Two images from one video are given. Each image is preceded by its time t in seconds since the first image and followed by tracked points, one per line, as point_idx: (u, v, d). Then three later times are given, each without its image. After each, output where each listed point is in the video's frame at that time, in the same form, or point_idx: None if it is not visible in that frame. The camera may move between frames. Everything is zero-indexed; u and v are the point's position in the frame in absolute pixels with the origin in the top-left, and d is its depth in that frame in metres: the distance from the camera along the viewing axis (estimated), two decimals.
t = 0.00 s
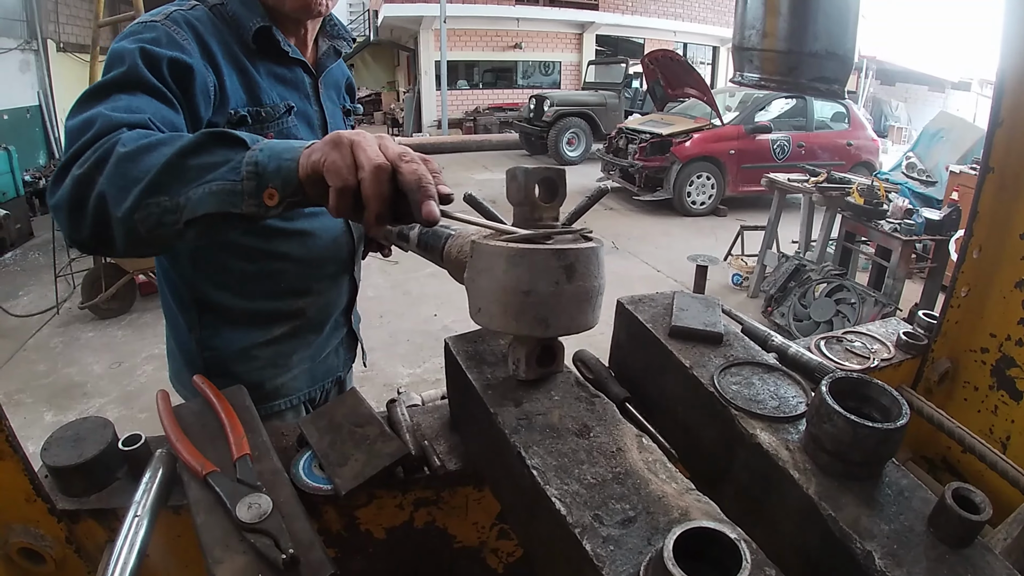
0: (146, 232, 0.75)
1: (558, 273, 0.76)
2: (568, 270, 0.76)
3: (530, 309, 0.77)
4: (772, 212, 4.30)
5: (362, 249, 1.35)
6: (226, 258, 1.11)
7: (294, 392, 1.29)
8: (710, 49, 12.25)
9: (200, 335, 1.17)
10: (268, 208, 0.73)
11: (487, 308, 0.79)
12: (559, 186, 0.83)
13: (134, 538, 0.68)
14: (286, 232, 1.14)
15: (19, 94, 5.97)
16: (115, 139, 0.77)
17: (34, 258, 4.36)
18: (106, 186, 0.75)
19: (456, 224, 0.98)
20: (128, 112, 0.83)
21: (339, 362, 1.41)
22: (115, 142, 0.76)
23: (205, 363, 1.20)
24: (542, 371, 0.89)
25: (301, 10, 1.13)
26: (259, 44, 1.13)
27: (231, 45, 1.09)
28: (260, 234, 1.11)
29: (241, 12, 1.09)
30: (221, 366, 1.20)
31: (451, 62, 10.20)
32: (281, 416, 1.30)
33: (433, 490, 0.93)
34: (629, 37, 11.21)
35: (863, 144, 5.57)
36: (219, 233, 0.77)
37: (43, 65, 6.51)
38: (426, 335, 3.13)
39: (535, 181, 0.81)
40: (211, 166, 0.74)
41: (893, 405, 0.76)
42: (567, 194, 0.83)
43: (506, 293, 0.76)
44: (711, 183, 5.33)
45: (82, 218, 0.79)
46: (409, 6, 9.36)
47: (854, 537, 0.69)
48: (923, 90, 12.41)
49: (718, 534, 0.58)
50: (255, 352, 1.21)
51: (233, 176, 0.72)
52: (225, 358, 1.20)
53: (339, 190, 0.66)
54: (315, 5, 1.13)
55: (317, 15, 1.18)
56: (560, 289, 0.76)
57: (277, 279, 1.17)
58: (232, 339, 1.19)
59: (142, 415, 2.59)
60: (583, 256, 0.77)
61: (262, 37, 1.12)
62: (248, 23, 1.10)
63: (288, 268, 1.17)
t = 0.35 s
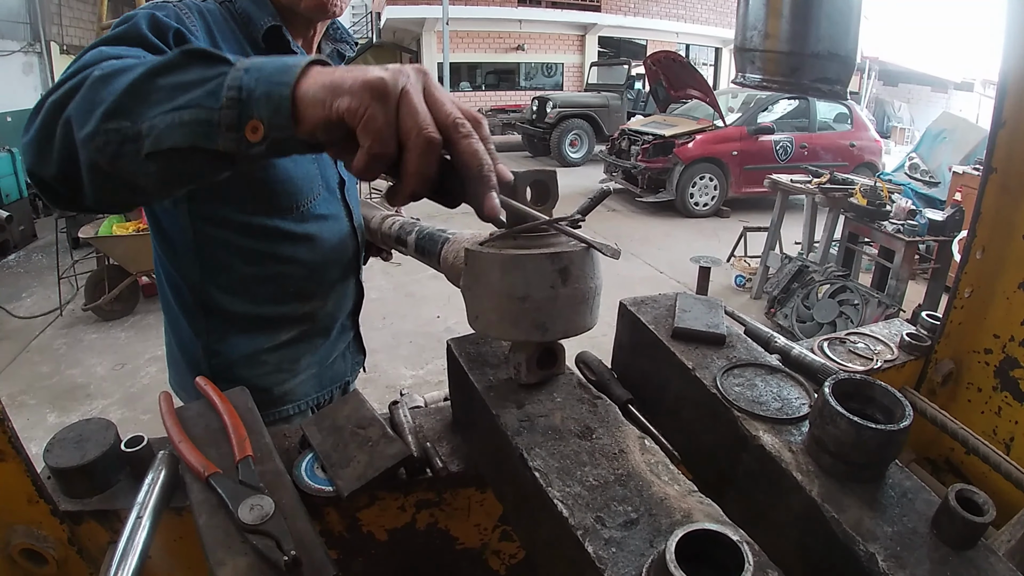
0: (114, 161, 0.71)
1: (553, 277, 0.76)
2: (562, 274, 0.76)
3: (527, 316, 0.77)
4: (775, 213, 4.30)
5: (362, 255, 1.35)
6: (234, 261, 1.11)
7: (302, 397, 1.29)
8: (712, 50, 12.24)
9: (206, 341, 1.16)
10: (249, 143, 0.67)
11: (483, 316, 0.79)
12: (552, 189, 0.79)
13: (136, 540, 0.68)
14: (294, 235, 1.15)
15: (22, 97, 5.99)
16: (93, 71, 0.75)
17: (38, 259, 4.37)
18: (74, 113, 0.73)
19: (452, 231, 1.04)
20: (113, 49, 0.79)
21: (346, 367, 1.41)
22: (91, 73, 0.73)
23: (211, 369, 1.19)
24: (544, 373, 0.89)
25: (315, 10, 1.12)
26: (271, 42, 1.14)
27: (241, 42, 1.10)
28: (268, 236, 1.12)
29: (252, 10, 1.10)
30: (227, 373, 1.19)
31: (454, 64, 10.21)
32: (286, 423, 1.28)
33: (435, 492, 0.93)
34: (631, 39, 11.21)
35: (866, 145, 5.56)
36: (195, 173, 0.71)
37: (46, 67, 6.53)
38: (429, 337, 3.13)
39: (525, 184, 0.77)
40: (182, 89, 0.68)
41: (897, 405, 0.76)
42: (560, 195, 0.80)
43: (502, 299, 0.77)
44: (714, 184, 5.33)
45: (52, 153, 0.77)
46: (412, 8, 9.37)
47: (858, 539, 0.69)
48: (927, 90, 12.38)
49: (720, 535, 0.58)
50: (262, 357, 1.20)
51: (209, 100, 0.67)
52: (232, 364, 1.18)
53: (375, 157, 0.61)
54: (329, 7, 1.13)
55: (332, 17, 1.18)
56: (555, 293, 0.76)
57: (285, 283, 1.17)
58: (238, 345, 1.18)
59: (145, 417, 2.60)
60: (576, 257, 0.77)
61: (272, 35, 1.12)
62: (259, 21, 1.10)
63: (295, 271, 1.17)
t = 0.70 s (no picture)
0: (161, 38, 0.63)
1: (578, 271, 0.76)
2: (588, 269, 0.77)
3: (548, 306, 0.77)
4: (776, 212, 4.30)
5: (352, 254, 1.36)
6: (231, 263, 1.11)
7: (296, 398, 1.29)
8: (712, 50, 12.24)
9: (203, 348, 1.13)
10: (342, 29, 0.57)
11: (503, 302, 0.79)
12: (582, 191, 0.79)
13: (136, 542, 0.68)
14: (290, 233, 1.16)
15: (23, 99, 6.00)
16: None
17: (39, 261, 4.38)
18: None
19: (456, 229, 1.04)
20: None
21: (337, 364, 1.43)
22: None
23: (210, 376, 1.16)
24: (550, 371, 0.88)
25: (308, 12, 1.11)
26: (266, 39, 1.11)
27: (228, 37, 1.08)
28: (265, 237, 1.12)
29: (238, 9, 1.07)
30: (226, 379, 1.17)
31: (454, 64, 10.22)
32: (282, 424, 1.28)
33: (436, 493, 0.93)
34: (631, 39, 11.21)
35: (867, 144, 5.55)
36: (250, 69, 0.62)
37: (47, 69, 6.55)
38: (430, 338, 3.13)
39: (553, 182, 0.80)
40: None
41: (896, 404, 0.76)
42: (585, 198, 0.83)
43: (525, 287, 0.77)
44: (715, 184, 5.33)
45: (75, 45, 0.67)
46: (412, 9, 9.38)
47: (857, 539, 0.69)
48: (927, 89, 12.36)
49: (718, 535, 0.58)
50: (261, 360, 1.20)
51: None
52: (231, 370, 1.16)
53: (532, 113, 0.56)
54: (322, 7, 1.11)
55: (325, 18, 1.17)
56: (578, 286, 0.76)
57: (280, 283, 1.18)
58: (238, 350, 1.17)
59: (146, 418, 2.60)
60: (603, 256, 0.78)
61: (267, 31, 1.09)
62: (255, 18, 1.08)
63: (291, 269, 1.18)
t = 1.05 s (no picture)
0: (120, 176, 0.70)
1: (562, 283, 0.76)
2: (571, 279, 0.76)
3: (535, 322, 0.77)
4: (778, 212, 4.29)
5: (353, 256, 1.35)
6: (227, 271, 1.11)
7: (303, 401, 1.29)
8: (714, 50, 12.23)
9: (205, 353, 1.16)
10: (259, 155, 0.68)
11: (492, 323, 0.79)
12: (558, 191, 0.80)
13: (142, 542, 0.68)
14: (287, 240, 1.15)
15: (25, 101, 6.02)
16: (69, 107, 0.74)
17: (41, 263, 4.39)
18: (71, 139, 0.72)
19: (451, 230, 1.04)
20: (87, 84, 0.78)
21: (345, 366, 1.42)
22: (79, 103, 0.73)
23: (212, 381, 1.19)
24: (552, 375, 0.89)
25: (297, 19, 1.12)
26: (245, 49, 1.12)
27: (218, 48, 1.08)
28: (261, 245, 1.12)
29: (223, 17, 1.08)
30: (229, 382, 1.19)
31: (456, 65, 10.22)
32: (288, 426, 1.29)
33: (440, 493, 0.93)
34: (633, 39, 11.21)
35: (869, 144, 5.54)
36: (204, 186, 0.71)
37: (49, 71, 6.57)
38: (432, 339, 3.14)
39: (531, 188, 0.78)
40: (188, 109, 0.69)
41: (900, 404, 0.76)
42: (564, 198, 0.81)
43: (510, 307, 0.76)
44: (717, 184, 5.32)
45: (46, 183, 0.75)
46: (414, 10, 9.39)
47: (861, 537, 0.69)
48: (929, 89, 12.34)
49: (723, 534, 0.58)
50: (264, 365, 1.21)
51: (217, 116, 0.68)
52: (233, 373, 1.19)
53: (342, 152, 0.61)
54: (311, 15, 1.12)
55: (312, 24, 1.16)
56: (564, 299, 0.76)
57: (281, 289, 1.17)
58: (239, 355, 1.18)
59: (149, 420, 2.61)
60: (584, 263, 0.77)
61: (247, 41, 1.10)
62: (233, 28, 1.08)
63: (290, 276, 1.18)
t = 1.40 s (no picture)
0: None
1: (550, 284, 0.76)
2: (559, 279, 0.76)
3: (529, 324, 0.77)
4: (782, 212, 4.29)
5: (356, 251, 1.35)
6: (236, 244, 1.11)
7: (297, 391, 1.29)
8: (717, 50, 12.21)
9: (206, 330, 1.13)
10: None
11: (485, 330, 0.79)
12: (535, 189, 0.80)
13: (147, 538, 0.68)
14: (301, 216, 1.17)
15: (29, 100, 6.03)
16: None
17: (45, 261, 4.40)
18: None
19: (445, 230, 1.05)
20: None
21: (342, 360, 1.42)
22: None
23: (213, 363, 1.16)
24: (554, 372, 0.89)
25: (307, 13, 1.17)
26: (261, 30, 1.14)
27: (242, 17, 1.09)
28: (274, 217, 1.13)
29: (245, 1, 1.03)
30: (229, 364, 1.17)
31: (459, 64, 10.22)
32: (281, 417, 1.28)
33: (444, 490, 0.93)
34: (636, 39, 11.20)
35: (873, 143, 5.54)
36: None
37: (53, 70, 6.59)
38: (436, 337, 3.14)
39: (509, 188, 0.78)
40: None
41: (904, 401, 0.76)
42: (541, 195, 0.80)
43: (500, 313, 0.76)
44: (721, 183, 5.31)
45: None
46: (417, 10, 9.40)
47: (866, 535, 0.69)
48: (933, 89, 12.32)
49: (730, 531, 0.58)
50: (264, 346, 1.20)
51: None
52: (233, 353, 1.16)
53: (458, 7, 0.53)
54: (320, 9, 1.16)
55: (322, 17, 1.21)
56: (554, 299, 0.76)
57: (288, 268, 1.18)
58: (242, 335, 1.17)
59: (153, 417, 2.61)
60: (571, 261, 0.77)
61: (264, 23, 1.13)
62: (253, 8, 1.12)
63: (299, 254, 1.19)
